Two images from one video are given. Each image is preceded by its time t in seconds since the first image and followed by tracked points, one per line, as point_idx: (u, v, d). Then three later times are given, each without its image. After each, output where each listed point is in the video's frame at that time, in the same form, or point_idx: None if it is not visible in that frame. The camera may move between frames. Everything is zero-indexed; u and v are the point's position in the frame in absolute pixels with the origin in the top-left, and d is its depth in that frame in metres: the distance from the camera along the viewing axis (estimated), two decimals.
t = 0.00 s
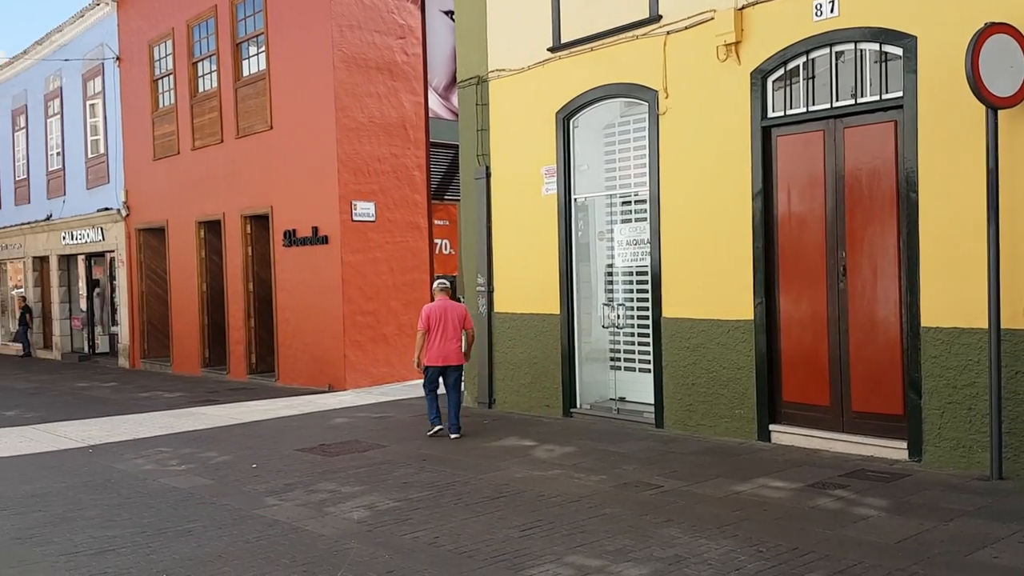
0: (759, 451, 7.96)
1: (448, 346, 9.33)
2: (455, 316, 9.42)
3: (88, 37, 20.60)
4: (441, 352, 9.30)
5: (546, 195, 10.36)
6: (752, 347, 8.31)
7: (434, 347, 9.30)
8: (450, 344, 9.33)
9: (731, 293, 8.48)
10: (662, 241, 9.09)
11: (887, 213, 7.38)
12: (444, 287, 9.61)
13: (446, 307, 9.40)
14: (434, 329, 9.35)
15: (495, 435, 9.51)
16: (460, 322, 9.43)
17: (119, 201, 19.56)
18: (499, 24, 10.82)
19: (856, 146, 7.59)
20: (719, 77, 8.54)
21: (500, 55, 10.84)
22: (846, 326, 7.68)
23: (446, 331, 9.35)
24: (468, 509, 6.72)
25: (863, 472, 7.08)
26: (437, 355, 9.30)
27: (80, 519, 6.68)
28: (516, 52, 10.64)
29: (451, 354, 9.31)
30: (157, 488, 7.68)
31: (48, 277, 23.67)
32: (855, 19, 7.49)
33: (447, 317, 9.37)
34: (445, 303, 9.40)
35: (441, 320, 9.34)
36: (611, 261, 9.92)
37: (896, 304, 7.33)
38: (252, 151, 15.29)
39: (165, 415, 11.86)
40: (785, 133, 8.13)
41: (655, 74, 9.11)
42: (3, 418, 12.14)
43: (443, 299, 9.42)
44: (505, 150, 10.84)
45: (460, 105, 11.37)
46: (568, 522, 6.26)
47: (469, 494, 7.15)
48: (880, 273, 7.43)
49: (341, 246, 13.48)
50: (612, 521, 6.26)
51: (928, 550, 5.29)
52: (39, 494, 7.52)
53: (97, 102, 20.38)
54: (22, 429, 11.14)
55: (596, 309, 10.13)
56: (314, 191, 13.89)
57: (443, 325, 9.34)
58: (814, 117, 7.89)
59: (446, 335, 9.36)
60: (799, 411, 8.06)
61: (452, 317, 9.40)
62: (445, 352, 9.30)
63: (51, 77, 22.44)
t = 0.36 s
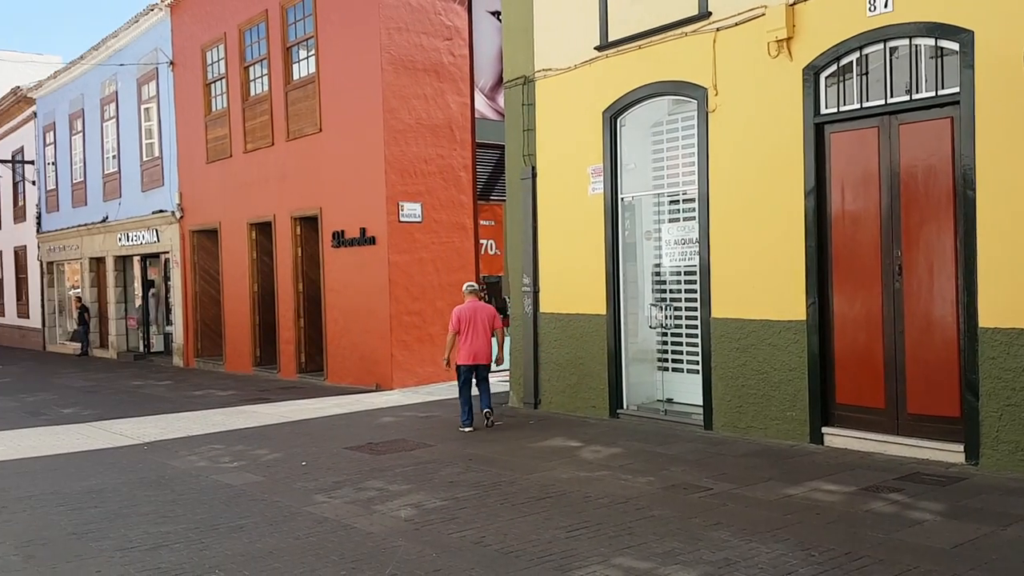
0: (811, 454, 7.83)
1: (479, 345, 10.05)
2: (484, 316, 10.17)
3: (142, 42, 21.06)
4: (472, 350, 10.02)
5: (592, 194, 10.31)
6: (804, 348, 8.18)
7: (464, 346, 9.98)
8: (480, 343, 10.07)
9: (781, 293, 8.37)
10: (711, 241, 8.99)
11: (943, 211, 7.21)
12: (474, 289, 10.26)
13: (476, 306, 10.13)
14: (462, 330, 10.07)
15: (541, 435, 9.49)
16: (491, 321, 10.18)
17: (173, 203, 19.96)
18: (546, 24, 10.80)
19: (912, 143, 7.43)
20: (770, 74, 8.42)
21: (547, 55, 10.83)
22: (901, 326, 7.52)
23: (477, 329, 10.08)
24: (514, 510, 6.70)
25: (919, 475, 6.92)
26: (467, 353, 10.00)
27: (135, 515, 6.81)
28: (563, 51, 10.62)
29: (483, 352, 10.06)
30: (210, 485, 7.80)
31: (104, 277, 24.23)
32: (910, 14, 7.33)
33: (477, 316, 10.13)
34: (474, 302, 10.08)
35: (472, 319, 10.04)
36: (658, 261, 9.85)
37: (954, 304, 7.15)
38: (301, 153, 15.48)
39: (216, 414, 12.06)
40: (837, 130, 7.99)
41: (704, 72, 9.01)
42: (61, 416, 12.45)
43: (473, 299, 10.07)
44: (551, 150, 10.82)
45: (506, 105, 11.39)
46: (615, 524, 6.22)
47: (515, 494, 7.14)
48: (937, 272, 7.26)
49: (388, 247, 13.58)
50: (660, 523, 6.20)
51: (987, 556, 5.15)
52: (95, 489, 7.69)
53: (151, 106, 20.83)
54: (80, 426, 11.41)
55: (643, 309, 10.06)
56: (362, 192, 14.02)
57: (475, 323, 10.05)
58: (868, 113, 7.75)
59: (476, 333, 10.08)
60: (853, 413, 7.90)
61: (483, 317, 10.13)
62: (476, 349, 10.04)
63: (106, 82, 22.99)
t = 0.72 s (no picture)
0: (851, 455, 7.72)
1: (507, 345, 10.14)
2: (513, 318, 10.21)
3: (182, 45, 21.36)
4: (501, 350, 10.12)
5: (628, 193, 10.26)
6: (844, 348, 8.07)
7: (494, 345, 10.05)
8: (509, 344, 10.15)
9: (819, 292, 8.27)
10: (748, 239, 8.91)
11: (987, 209, 7.08)
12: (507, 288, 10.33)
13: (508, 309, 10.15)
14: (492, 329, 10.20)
15: (576, 435, 9.46)
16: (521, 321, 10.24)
17: (212, 204, 20.23)
18: (582, 22, 10.77)
19: (955, 139, 7.30)
20: (808, 70, 8.32)
21: (583, 53, 10.79)
22: (944, 326, 7.39)
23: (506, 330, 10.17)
24: (549, 510, 6.68)
25: (961, 478, 6.79)
26: (496, 351, 10.04)
27: (174, 511, 6.90)
28: (598, 50, 10.58)
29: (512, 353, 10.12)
30: (248, 482, 7.89)
31: (145, 277, 24.62)
32: (953, 9, 7.20)
33: (508, 316, 10.22)
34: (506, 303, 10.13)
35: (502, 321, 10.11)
36: (695, 260, 9.78)
37: (998, 303, 7.02)
38: (338, 154, 15.61)
39: (254, 411, 12.19)
40: (878, 127, 7.87)
41: (742, 69, 8.93)
42: (103, 413, 12.66)
43: (505, 299, 10.14)
44: (586, 148, 10.79)
45: (541, 104, 11.37)
46: (651, 525, 6.17)
47: (550, 494, 7.12)
48: (980, 271, 7.12)
49: (424, 247, 13.64)
50: (696, 524, 6.15)
51: None
52: (137, 486, 7.81)
53: (191, 108, 21.12)
54: (122, 423, 11.60)
55: (678, 309, 10.00)
56: (398, 192, 14.10)
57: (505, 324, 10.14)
58: (909, 110, 7.62)
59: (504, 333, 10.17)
60: (894, 415, 7.77)
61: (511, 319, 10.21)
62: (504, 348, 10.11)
63: (147, 84, 23.36)
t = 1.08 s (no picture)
0: (890, 457, 7.59)
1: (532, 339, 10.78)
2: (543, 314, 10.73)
3: (220, 47, 21.63)
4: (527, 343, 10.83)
5: (663, 191, 10.19)
6: (884, 348, 7.94)
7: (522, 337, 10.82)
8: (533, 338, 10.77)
9: (858, 291, 8.15)
10: (785, 238, 8.81)
11: None
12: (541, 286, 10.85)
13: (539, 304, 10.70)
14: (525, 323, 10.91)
15: (609, 435, 9.42)
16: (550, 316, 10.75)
17: (250, 204, 20.44)
18: (616, 20, 10.72)
19: (998, 136, 7.18)
20: (847, 66, 8.21)
21: (618, 51, 10.73)
22: (986, 326, 7.25)
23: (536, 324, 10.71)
24: (583, 509, 6.65)
25: (1004, 480, 6.65)
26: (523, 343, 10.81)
27: (212, 507, 6.98)
28: (633, 47, 10.52)
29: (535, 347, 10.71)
30: (284, 479, 7.96)
31: (184, 276, 24.97)
32: (996, 3, 7.08)
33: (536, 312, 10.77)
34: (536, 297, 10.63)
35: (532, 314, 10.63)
36: (731, 259, 9.71)
37: None
38: (373, 154, 15.70)
39: (290, 409, 12.30)
40: (919, 123, 7.73)
41: (779, 65, 8.82)
42: (143, 409, 12.86)
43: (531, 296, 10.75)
44: (620, 146, 10.74)
45: (576, 102, 11.33)
46: (687, 526, 6.13)
47: (583, 494, 7.09)
48: None
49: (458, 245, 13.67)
50: (732, 526, 6.09)
51: None
52: (176, 482, 7.91)
53: (229, 109, 21.37)
54: (161, 420, 11.77)
55: (714, 308, 9.93)
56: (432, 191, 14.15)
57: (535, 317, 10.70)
58: (950, 106, 7.49)
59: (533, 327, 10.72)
60: (934, 416, 7.64)
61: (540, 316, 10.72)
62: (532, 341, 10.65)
63: (186, 86, 23.68)
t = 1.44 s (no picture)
0: (931, 461, 7.46)
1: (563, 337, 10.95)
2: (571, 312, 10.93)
3: (258, 49, 21.86)
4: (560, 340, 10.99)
5: (698, 191, 10.11)
6: (924, 350, 7.80)
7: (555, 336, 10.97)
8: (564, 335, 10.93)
9: (897, 292, 8.03)
10: (823, 238, 8.70)
11: None
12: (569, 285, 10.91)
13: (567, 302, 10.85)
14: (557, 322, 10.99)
15: (643, 436, 9.36)
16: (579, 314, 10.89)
17: (286, 205, 20.63)
18: (652, 19, 10.66)
19: None
20: (887, 64, 8.08)
21: (653, 50, 10.67)
22: None
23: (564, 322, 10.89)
24: (616, 511, 6.62)
25: None
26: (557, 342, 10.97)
27: (249, 504, 7.05)
28: (669, 46, 10.45)
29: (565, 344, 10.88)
30: (319, 477, 8.02)
31: (222, 276, 25.28)
32: None
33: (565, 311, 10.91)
34: (564, 295, 10.73)
35: (558, 310, 10.80)
36: (768, 259, 9.63)
37: None
38: (407, 154, 15.76)
39: (325, 408, 12.38)
40: (961, 121, 7.59)
41: (817, 63, 8.71)
42: (182, 408, 13.03)
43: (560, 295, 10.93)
44: (656, 147, 10.66)
45: (610, 102, 11.28)
46: (722, 529, 6.06)
47: (617, 495, 7.05)
48: None
49: (491, 246, 13.68)
50: (769, 529, 6.02)
51: None
52: (213, 479, 8.00)
53: (266, 111, 21.60)
54: (199, 417, 11.91)
55: (750, 309, 9.84)
56: (466, 191, 14.18)
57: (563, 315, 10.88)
58: (994, 104, 7.35)
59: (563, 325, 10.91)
60: (976, 420, 7.49)
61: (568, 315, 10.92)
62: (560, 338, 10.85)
63: (224, 88, 23.96)
